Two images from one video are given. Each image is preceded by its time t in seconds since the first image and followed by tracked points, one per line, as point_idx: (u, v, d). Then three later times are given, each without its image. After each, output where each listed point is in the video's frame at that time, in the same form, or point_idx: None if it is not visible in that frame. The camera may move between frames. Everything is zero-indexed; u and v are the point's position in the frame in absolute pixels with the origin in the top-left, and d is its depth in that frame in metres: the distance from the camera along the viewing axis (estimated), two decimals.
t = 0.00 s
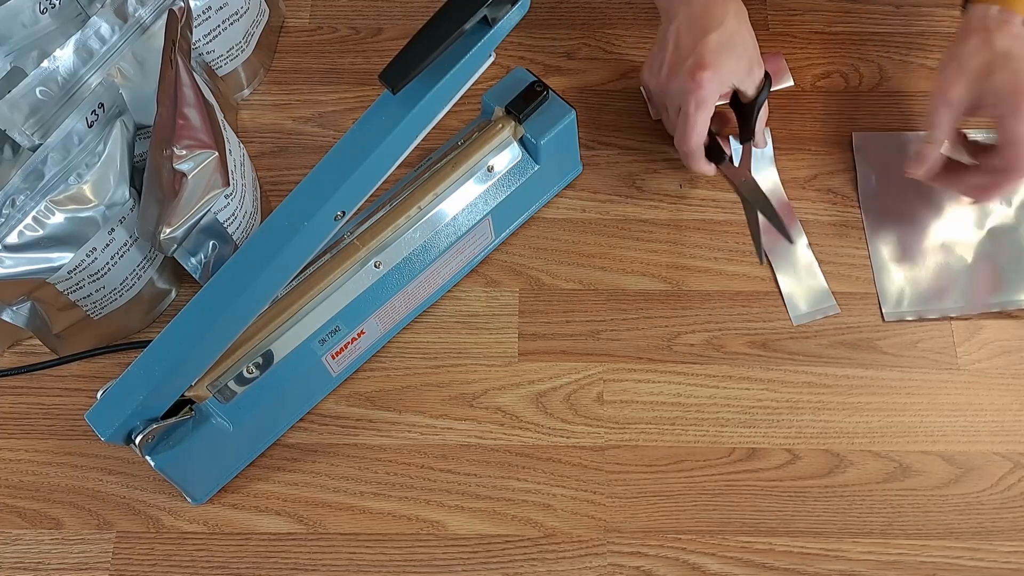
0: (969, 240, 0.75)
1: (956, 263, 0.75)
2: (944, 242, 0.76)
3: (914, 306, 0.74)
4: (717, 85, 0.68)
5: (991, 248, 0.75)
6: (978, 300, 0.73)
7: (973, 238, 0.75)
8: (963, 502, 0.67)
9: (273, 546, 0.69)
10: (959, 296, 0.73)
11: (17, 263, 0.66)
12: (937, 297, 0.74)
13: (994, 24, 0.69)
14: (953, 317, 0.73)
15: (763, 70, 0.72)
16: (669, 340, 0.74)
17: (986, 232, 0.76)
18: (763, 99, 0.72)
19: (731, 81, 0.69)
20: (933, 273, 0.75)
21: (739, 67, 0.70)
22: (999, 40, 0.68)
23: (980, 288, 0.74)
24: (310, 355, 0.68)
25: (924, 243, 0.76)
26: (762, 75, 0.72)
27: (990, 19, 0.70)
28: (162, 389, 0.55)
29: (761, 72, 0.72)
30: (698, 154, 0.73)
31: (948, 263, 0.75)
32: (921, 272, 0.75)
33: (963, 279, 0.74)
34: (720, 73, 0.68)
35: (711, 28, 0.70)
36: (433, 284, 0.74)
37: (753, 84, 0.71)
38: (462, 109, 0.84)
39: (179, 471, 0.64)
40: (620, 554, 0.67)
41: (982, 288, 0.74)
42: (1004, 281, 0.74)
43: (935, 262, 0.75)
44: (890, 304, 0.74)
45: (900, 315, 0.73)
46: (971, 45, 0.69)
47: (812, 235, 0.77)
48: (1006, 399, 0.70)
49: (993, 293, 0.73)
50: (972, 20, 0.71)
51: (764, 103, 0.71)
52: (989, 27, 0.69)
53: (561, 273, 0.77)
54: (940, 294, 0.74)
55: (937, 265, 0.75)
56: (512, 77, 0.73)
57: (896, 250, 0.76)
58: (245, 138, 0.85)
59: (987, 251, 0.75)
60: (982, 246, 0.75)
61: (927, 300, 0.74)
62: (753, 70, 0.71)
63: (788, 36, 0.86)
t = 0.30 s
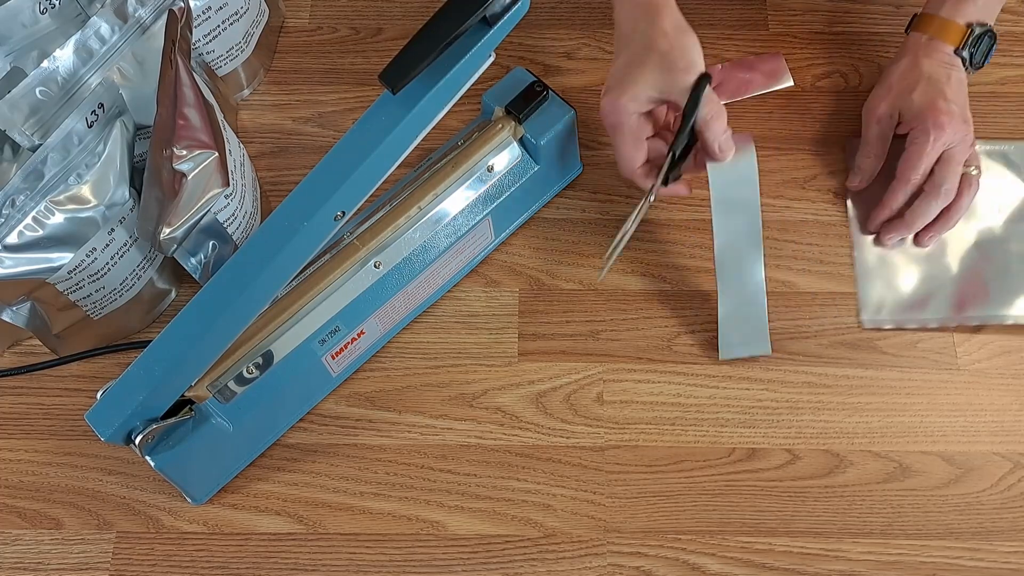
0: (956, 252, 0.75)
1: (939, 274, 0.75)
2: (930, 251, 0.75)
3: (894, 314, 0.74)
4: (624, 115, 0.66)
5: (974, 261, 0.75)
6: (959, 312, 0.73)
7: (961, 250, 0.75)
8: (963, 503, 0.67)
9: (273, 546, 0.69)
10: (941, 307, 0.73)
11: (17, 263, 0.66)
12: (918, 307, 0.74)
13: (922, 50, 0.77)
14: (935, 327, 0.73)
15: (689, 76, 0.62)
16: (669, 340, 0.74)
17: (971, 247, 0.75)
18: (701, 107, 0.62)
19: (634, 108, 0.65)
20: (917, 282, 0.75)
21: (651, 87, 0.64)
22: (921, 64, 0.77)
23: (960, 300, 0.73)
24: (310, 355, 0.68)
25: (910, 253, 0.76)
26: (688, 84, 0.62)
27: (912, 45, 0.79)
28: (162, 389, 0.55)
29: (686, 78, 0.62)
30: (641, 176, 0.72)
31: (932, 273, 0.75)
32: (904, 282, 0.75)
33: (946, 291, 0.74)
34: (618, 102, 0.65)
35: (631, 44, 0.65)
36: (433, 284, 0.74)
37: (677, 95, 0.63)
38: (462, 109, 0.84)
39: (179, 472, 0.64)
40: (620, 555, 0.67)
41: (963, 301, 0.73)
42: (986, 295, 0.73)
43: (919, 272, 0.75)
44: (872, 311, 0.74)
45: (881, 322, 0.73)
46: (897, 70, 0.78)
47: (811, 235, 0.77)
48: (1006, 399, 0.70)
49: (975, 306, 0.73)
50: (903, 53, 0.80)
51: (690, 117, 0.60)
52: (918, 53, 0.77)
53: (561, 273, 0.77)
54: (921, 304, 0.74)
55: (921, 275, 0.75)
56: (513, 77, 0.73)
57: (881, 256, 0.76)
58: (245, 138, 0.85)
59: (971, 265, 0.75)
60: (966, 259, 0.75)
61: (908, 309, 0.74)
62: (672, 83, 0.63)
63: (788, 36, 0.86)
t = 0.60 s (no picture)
0: (937, 275, 0.74)
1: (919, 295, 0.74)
2: (912, 273, 0.74)
3: (868, 332, 0.73)
4: (610, 149, 0.64)
5: (956, 284, 0.74)
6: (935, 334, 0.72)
7: (943, 273, 0.74)
8: (963, 503, 0.67)
9: (273, 546, 0.69)
10: (917, 328, 0.72)
11: (17, 263, 0.66)
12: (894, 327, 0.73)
13: (897, 78, 0.67)
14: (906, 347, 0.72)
15: (674, 104, 0.58)
16: (669, 340, 0.74)
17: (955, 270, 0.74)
18: (689, 132, 0.55)
19: (619, 141, 0.63)
20: (895, 301, 0.74)
21: (636, 121, 0.61)
22: (899, 91, 0.66)
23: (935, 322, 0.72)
24: (309, 355, 0.68)
25: (891, 271, 0.75)
26: (671, 112, 0.58)
27: (893, 69, 0.67)
28: (162, 389, 0.55)
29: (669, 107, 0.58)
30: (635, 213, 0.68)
31: (912, 294, 0.74)
32: (880, 300, 0.74)
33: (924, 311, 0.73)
34: (603, 138, 0.63)
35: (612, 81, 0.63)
36: (433, 284, 0.74)
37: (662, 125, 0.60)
38: (462, 109, 0.84)
39: (179, 472, 0.64)
40: (621, 554, 0.67)
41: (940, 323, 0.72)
42: (965, 318, 0.72)
43: (898, 291, 0.74)
44: (848, 328, 0.73)
45: (856, 339, 0.73)
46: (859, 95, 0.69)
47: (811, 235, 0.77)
48: (1006, 399, 0.70)
49: (949, 331, 0.72)
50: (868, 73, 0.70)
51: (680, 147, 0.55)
52: (893, 79, 0.67)
53: (561, 273, 0.77)
54: (897, 323, 0.73)
55: (899, 294, 0.74)
56: (512, 77, 0.73)
57: (861, 273, 0.75)
58: (245, 138, 0.85)
59: (952, 287, 0.74)
60: (948, 281, 0.74)
61: (883, 327, 0.73)
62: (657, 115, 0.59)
63: (788, 36, 0.86)
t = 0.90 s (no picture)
0: (937, 275, 0.74)
1: (920, 295, 0.74)
2: (912, 273, 0.74)
3: (869, 332, 0.73)
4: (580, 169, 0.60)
5: (957, 284, 0.74)
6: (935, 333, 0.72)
7: (944, 274, 0.74)
8: (963, 502, 0.67)
9: (273, 546, 0.69)
10: (917, 329, 0.72)
11: (17, 263, 0.66)
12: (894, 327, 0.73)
13: (878, 147, 0.59)
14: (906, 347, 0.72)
15: (642, 126, 0.57)
16: (669, 340, 0.74)
17: (955, 271, 0.74)
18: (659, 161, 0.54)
19: (588, 161, 0.59)
20: (896, 300, 0.74)
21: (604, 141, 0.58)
22: (872, 154, 0.59)
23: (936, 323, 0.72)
24: (309, 355, 0.68)
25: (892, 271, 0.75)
26: (642, 138, 0.57)
27: (876, 138, 0.59)
28: (162, 389, 0.55)
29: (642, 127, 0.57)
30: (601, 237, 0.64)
31: (913, 294, 0.74)
32: (880, 300, 0.74)
33: (924, 311, 0.73)
34: (569, 157, 0.59)
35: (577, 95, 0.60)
36: (433, 284, 0.74)
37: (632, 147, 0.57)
38: (462, 109, 0.84)
39: (180, 472, 0.64)
40: (620, 554, 0.67)
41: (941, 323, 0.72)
42: (966, 319, 0.72)
43: (898, 291, 0.74)
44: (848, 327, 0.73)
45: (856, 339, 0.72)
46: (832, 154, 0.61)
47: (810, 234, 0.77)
48: (1006, 399, 0.71)
49: (949, 331, 0.72)
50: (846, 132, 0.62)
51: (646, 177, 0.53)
52: (873, 145, 0.59)
53: (561, 273, 0.77)
54: (897, 323, 0.73)
55: (899, 293, 0.74)
56: (513, 77, 0.73)
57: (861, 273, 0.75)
58: (246, 138, 0.85)
59: (954, 287, 0.74)
60: (948, 281, 0.74)
61: (883, 327, 0.73)
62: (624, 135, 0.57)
63: (788, 36, 0.86)
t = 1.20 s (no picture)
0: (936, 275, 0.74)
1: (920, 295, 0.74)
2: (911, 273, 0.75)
3: (869, 332, 0.73)
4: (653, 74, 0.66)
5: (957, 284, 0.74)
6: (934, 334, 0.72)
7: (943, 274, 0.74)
8: (963, 503, 0.67)
9: (273, 546, 0.69)
10: (916, 329, 0.73)
11: (17, 264, 0.66)
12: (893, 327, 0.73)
13: (875, 106, 0.64)
14: (905, 347, 0.72)
15: None
16: (669, 340, 0.74)
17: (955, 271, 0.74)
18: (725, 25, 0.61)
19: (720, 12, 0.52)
20: (894, 301, 0.74)
21: (669, 41, 0.65)
22: (874, 116, 0.64)
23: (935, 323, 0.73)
24: (309, 355, 0.68)
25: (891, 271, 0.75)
26: None
27: (867, 97, 0.64)
28: (163, 389, 0.55)
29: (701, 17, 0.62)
30: (680, 133, 0.71)
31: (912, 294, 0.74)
32: (879, 301, 0.74)
33: (924, 311, 0.73)
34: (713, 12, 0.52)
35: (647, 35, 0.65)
36: (433, 283, 0.74)
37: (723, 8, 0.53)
38: (462, 110, 0.84)
39: (180, 472, 0.64)
40: (620, 554, 0.67)
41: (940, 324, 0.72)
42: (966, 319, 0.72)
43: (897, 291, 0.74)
44: (846, 328, 0.73)
45: (855, 339, 0.73)
46: (833, 121, 0.66)
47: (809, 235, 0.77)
48: (1006, 399, 0.70)
49: (949, 331, 0.72)
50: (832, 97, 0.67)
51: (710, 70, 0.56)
52: (871, 105, 0.64)
53: (561, 273, 0.77)
54: (895, 323, 0.73)
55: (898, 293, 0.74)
56: (513, 78, 0.74)
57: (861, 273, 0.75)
58: (245, 138, 0.85)
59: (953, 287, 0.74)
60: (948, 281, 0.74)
61: (881, 327, 0.73)
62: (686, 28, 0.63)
63: (788, 36, 0.86)
